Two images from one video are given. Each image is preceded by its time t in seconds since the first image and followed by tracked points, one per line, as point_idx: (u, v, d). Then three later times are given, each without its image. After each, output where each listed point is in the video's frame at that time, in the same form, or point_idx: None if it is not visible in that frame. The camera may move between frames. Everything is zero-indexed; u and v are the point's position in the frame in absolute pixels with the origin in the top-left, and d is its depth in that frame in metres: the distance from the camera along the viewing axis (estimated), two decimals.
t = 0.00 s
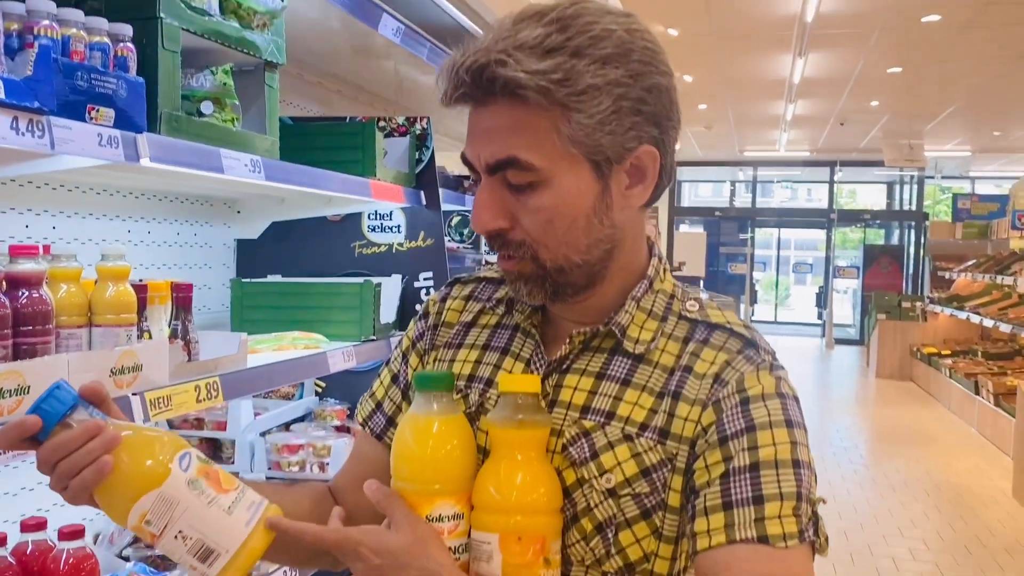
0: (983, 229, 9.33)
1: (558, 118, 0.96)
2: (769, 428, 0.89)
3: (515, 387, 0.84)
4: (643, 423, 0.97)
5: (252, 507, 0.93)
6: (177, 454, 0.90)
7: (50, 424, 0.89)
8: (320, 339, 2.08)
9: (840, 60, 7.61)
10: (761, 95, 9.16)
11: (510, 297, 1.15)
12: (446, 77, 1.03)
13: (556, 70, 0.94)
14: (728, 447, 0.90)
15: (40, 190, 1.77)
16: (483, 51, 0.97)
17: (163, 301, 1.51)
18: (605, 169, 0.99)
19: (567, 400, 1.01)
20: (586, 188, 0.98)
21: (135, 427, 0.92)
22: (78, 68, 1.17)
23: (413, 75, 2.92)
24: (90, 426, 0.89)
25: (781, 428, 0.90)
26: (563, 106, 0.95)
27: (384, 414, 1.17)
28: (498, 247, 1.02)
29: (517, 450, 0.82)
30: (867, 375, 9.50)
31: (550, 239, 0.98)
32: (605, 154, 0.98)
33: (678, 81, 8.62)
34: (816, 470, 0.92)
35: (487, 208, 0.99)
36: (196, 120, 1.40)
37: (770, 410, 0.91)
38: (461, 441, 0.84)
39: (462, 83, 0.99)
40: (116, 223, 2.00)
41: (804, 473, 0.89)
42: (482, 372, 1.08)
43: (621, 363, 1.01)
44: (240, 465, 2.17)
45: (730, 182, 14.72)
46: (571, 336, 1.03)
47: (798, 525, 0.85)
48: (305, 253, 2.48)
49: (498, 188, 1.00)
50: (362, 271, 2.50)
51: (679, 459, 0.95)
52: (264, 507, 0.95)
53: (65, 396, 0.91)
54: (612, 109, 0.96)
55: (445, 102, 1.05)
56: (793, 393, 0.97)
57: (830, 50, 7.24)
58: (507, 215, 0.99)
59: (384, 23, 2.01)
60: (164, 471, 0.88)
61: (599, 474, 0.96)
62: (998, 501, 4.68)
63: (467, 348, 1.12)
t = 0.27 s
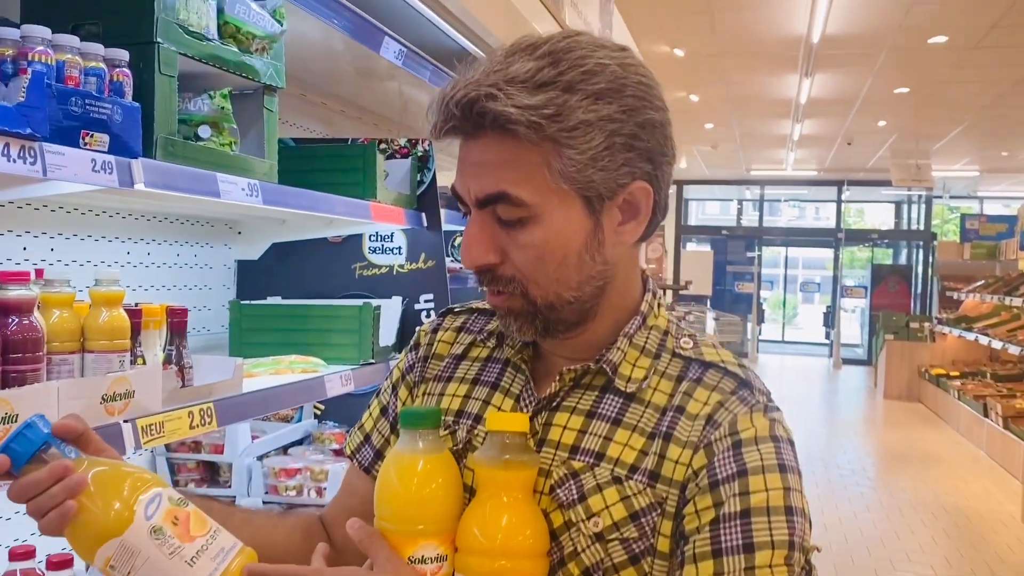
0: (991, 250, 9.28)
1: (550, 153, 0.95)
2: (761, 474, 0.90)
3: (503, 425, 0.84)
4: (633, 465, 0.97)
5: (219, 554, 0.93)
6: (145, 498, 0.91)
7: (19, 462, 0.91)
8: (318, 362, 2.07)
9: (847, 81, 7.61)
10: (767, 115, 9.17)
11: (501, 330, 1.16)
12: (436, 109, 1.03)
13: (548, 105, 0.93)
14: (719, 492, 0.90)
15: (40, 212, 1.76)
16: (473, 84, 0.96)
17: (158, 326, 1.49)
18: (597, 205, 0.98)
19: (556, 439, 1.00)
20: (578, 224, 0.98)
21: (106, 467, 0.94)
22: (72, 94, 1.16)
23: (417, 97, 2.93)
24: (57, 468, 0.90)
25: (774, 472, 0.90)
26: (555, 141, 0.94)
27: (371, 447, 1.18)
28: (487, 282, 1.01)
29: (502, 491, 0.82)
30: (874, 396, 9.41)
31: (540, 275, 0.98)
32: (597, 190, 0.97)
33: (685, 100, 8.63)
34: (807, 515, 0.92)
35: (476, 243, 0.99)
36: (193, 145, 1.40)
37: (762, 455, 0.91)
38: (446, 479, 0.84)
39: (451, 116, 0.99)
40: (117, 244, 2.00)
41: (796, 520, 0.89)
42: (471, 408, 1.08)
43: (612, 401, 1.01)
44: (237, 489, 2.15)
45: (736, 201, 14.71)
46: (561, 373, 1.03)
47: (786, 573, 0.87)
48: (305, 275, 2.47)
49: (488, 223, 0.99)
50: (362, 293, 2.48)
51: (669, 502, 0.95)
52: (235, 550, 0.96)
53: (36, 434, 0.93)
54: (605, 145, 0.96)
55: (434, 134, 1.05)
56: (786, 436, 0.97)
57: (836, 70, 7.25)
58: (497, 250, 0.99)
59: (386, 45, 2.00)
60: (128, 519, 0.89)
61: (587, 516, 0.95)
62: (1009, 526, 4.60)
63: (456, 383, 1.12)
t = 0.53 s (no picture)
0: (998, 267, 9.22)
1: (539, 172, 0.94)
2: (755, 504, 0.87)
3: (488, 451, 0.84)
4: (622, 493, 0.94)
5: None
6: (124, 532, 0.92)
7: None
8: (315, 380, 2.04)
9: (853, 97, 7.60)
10: (772, 131, 9.16)
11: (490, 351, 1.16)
12: (423, 127, 1.01)
13: (537, 123, 0.92)
14: (710, 522, 0.88)
15: (35, 227, 1.75)
16: (461, 100, 0.95)
17: (149, 343, 1.48)
18: (588, 225, 0.97)
19: (544, 465, 0.98)
20: (568, 244, 0.96)
21: (85, 494, 0.93)
22: (62, 109, 1.15)
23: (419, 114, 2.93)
24: (35, 498, 0.89)
25: (769, 502, 0.88)
26: (545, 159, 0.93)
27: (359, 470, 1.17)
28: (475, 303, 0.99)
29: (487, 520, 0.81)
30: (882, 415, 9.31)
31: (528, 296, 0.96)
32: (588, 210, 0.96)
33: (690, 117, 8.63)
34: (803, 549, 0.90)
35: (463, 264, 0.96)
36: (187, 160, 1.38)
37: (756, 484, 0.88)
38: (429, 507, 0.84)
39: (438, 133, 0.97)
40: (113, 260, 1.98)
41: (791, 552, 0.87)
42: (458, 431, 1.07)
43: (603, 426, 0.99)
44: (232, 509, 2.11)
45: (743, 218, 14.69)
46: (550, 397, 1.01)
47: None
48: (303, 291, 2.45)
49: (474, 242, 0.97)
50: (362, 310, 2.47)
51: (659, 533, 0.92)
52: None
53: (15, 459, 0.91)
54: (596, 163, 0.94)
55: (422, 152, 1.03)
56: (783, 464, 0.94)
57: (842, 87, 7.24)
58: (485, 270, 0.96)
59: (385, 61, 2.00)
60: (104, 554, 0.89)
61: (574, 546, 0.92)
62: (1020, 545, 4.52)
63: (444, 406, 1.11)
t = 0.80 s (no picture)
0: (1006, 276, 9.16)
1: (534, 177, 0.92)
2: (755, 516, 0.85)
3: (481, 461, 0.82)
4: (619, 505, 0.92)
5: None
6: (115, 542, 0.90)
7: None
8: (316, 390, 2.02)
9: (858, 106, 7.59)
10: (778, 140, 9.15)
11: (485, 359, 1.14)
12: (416, 131, 1.00)
13: (532, 126, 0.91)
14: (710, 535, 0.86)
15: (35, 236, 1.74)
16: (455, 103, 0.94)
17: (148, 352, 1.47)
18: (584, 230, 0.96)
19: (539, 476, 0.96)
20: (564, 250, 0.95)
21: (77, 503, 0.92)
22: (59, 116, 1.15)
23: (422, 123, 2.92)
24: (27, 505, 0.87)
25: (769, 514, 0.86)
26: (540, 163, 0.92)
27: (353, 480, 1.16)
28: (469, 310, 0.97)
29: (481, 532, 0.80)
30: (890, 424, 9.24)
31: (523, 303, 0.94)
32: (584, 215, 0.95)
33: (695, 126, 8.62)
34: (806, 563, 0.87)
35: (456, 271, 0.95)
36: (186, 168, 1.38)
37: (757, 495, 0.86)
38: (422, 518, 0.82)
39: (430, 137, 0.96)
40: (114, 268, 1.97)
41: (793, 565, 0.84)
42: (452, 442, 1.06)
43: (600, 436, 0.97)
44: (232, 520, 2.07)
45: (749, 227, 14.66)
46: (546, 406, 1.00)
47: None
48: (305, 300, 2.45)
49: (467, 248, 0.96)
50: (364, 319, 2.44)
51: (657, 545, 0.90)
52: None
53: (9, 465, 0.89)
54: (592, 167, 0.93)
55: (415, 156, 1.02)
56: (784, 475, 0.92)
57: (847, 95, 7.23)
58: (480, 277, 0.95)
59: (387, 70, 1.99)
60: (95, 565, 0.88)
61: (569, 559, 0.90)
62: None
63: (439, 415, 1.10)
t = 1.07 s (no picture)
0: (1013, 279, 9.09)
1: (538, 177, 0.91)
2: (765, 522, 0.84)
3: (486, 466, 0.81)
4: (627, 510, 0.91)
5: None
6: (115, 543, 0.88)
7: None
8: (320, 395, 2.01)
9: (864, 109, 7.56)
10: (783, 144, 9.13)
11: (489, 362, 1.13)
12: (417, 131, 0.99)
13: (536, 126, 0.89)
14: (719, 541, 0.85)
15: (38, 241, 1.74)
16: (456, 102, 0.93)
17: (150, 356, 1.46)
18: (588, 231, 0.94)
19: (545, 481, 0.95)
20: (568, 251, 0.93)
21: (76, 507, 0.90)
22: (59, 119, 1.14)
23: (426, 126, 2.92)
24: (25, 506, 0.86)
25: (779, 519, 0.84)
26: (543, 163, 0.91)
27: (355, 486, 1.15)
28: (472, 313, 0.96)
29: (486, 538, 0.78)
30: (897, 428, 9.18)
31: (527, 306, 0.93)
32: (589, 216, 0.93)
33: (700, 129, 8.60)
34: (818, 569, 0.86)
35: (459, 273, 0.94)
36: (188, 171, 1.37)
37: (767, 500, 0.85)
38: (426, 524, 0.81)
39: (431, 137, 0.95)
40: (117, 273, 1.97)
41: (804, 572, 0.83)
42: (456, 446, 1.04)
43: (606, 440, 0.96)
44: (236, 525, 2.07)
45: (755, 230, 14.63)
46: (551, 411, 0.98)
47: None
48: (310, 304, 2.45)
49: (470, 250, 0.95)
50: (368, 324, 2.44)
51: (665, 551, 0.88)
52: None
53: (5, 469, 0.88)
54: (597, 167, 0.92)
55: (416, 157, 1.01)
56: (795, 480, 0.91)
57: (852, 98, 7.20)
58: (483, 279, 0.94)
59: (390, 73, 1.98)
60: (96, 567, 0.86)
61: (576, 566, 0.88)
62: None
63: (443, 419, 1.08)
